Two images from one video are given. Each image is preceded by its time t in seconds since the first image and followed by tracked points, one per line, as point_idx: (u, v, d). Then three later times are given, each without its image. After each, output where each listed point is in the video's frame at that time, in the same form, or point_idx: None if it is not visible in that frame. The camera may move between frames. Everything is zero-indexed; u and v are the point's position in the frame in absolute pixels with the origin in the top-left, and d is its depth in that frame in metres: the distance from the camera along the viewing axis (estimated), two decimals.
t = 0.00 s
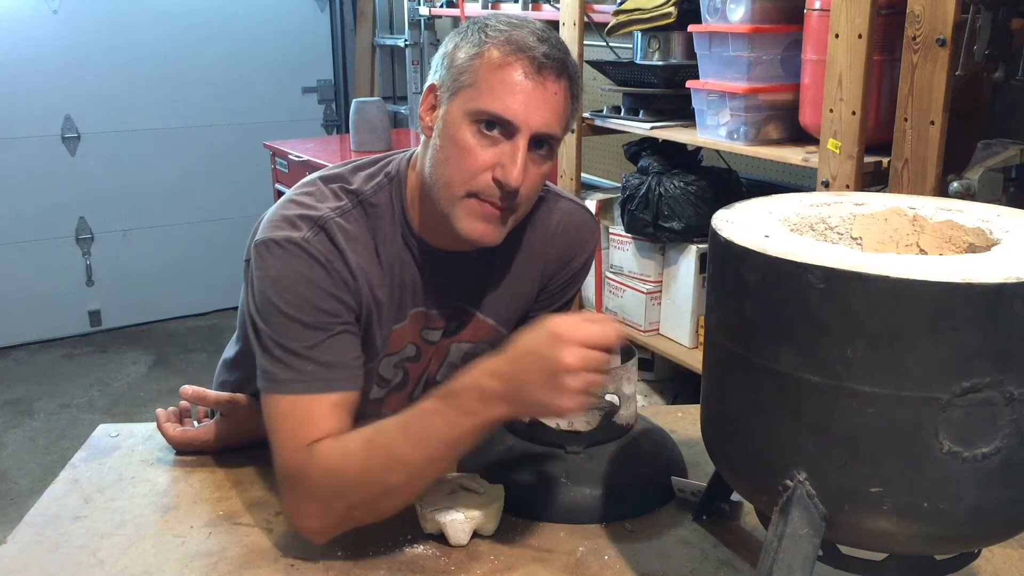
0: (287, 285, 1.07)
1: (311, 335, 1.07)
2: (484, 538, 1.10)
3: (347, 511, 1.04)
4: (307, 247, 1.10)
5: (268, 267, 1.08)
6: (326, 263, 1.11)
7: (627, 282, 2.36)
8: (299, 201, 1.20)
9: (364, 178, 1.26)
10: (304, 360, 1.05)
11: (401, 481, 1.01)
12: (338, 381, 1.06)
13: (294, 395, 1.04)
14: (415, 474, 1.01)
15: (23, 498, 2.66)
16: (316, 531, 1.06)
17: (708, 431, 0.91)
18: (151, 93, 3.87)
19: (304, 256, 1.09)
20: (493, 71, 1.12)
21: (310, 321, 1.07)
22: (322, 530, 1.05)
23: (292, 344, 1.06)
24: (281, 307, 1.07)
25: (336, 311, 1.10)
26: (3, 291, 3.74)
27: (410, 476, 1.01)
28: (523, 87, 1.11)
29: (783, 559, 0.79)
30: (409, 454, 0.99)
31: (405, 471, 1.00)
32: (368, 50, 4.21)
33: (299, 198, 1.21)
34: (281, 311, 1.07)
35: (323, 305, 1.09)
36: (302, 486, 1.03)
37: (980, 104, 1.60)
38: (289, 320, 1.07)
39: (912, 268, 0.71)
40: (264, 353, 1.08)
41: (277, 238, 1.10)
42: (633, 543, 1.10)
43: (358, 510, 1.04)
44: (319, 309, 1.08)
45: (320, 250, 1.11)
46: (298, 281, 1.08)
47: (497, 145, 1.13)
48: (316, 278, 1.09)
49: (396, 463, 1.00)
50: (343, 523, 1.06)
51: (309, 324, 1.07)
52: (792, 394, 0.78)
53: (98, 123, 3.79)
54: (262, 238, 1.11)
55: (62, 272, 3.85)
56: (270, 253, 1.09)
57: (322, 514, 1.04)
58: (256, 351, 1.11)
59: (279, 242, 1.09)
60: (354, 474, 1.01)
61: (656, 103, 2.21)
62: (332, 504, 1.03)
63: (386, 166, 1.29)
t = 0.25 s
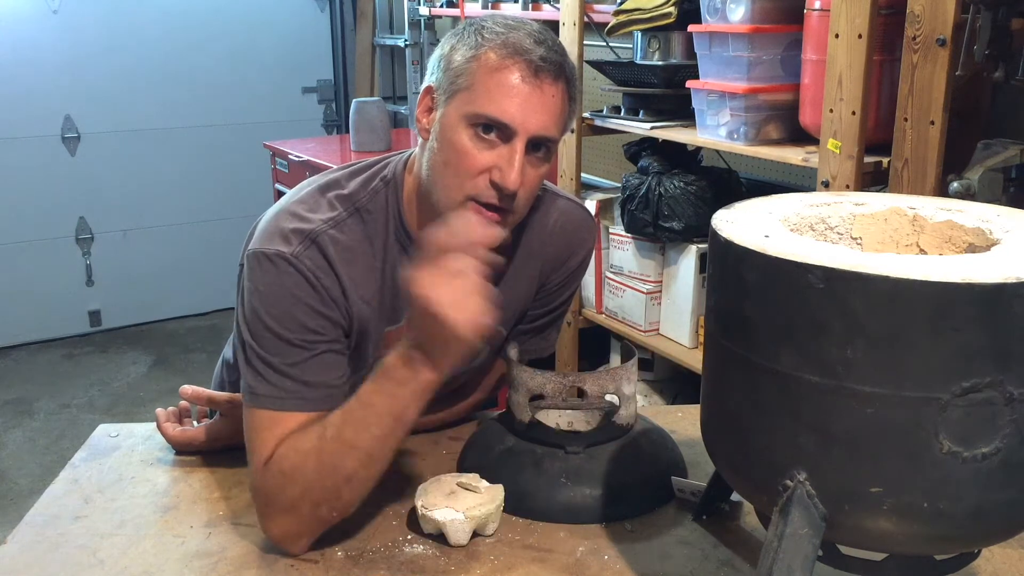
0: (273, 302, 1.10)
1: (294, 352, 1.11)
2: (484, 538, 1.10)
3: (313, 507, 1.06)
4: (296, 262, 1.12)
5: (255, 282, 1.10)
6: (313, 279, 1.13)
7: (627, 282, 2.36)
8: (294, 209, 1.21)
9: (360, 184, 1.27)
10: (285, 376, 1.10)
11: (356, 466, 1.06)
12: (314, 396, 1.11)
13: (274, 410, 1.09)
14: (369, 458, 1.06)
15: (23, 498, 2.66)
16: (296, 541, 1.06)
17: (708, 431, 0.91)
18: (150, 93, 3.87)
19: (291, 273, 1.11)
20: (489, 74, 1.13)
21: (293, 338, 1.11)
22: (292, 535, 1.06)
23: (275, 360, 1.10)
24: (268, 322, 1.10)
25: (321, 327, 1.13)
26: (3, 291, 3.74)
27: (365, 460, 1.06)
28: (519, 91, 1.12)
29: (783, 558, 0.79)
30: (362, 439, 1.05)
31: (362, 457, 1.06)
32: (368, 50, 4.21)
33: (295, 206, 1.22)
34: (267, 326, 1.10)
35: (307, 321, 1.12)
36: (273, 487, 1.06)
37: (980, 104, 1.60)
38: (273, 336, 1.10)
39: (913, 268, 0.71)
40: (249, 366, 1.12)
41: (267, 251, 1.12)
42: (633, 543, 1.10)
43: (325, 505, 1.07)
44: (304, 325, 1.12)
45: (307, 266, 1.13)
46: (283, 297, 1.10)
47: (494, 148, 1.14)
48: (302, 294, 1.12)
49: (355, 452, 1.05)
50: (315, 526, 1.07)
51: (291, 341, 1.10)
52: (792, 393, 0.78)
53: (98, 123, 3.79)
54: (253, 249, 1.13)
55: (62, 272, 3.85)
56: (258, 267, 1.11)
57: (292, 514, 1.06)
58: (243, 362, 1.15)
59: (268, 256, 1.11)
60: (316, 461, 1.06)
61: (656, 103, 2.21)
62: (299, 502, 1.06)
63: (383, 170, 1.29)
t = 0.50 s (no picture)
0: (272, 303, 1.14)
1: (290, 351, 1.15)
2: (484, 538, 1.10)
3: (306, 497, 1.08)
4: (295, 263, 1.14)
5: (254, 284, 1.13)
6: (312, 280, 1.15)
7: (627, 282, 2.36)
8: (294, 208, 1.22)
9: (359, 185, 1.28)
10: (282, 374, 1.14)
11: (342, 451, 1.07)
12: (309, 393, 1.16)
13: (271, 407, 1.13)
14: (351, 438, 1.06)
15: (23, 498, 2.66)
16: (296, 536, 1.07)
17: (708, 431, 0.91)
18: (150, 93, 3.87)
19: (290, 274, 1.14)
20: (489, 72, 1.12)
21: (290, 339, 1.15)
22: (291, 529, 1.07)
23: (271, 358, 1.14)
24: (266, 323, 1.14)
25: (318, 327, 1.17)
26: (3, 291, 3.74)
27: (349, 441, 1.06)
28: (518, 88, 1.11)
29: (783, 559, 0.79)
30: (340, 420, 1.05)
31: (347, 439, 1.06)
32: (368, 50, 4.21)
33: (295, 204, 1.23)
34: (265, 327, 1.14)
35: (304, 320, 1.15)
36: (266, 484, 1.09)
37: (980, 104, 1.60)
38: (270, 336, 1.14)
39: (913, 268, 0.71)
40: (247, 364, 1.16)
41: (267, 252, 1.14)
42: (633, 543, 1.10)
43: (317, 493, 1.08)
44: (301, 325, 1.15)
45: (307, 267, 1.15)
46: (282, 299, 1.14)
47: (494, 145, 1.13)
48: (300, 296, 1.15)
49: (336, 432, 1.05)
50: (312, 517, 1.08)
51: (286, 341, 1.15)
52: (792, 394, 0.78)
53: (98, 123, 3.78)
54: (253, 249, 1.16)
55: (62, 272, 3.85)
56: (257, 268, 1.14)
57: (285, 507, 1.07)
58: (242, 358, 1.19)
59: (267, 257, 1.14)
60: (302, 453, 1.08)
61: (656, 103, 2.21)
62: (290, 494, 1.08)
63: (382, 170, 1.31)
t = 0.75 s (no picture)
0: (268, 304, 1.15)
1: (286, 352, 1.16)
2: (484, 538, 1.10)
3: (297, 494, 1.07)
4: (290, 265, 1.16)
5: (251, 285, 1.14)
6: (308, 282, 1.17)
7: (627, 282, 2.36)
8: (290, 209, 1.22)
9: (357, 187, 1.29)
10: (278, 375, 1.16)
11: (328, 447, 1.07)
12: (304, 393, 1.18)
13: (266, 407, 1.15)
14: (335, 433, 1.06)
15: (23, 498, 2.66)
16: (293, 535, 1.06)
17: (708, 431, 0.91)
18: (150, 93, 3.87)
19: (285, 276, 1.16)
20: (508, 87, 1.12)
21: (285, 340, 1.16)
22: (286, 527, 1.07)
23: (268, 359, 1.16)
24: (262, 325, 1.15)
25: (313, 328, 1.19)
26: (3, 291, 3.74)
27: (334, 436, 1.06)
28: (538, 104, 1.12)
29: (783, 559, 0.79)
30: (322, 416, 1.05)
31: (330, 434, 1.06)
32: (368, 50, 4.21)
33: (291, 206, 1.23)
34: (261, 329, 1.15)
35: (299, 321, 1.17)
36: (257, 484, 1.10)
37: (980, 104, 1.60)
38: (266, 337, 1.15)
39: (913, 268, 0.71)
40: (243, 364, 1.17)
41: (263, 253, 1.15)
42: (633, 543, 1.10)
43: (307, 491, 1.08)
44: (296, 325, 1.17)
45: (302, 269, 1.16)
46: (277, 300, 1.15)
47: (515, 161, 1.13)
48: (296, 297, 1.16)
49: (319, 429, 1.06)
50: (307, 516, 1.07)
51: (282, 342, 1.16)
52: (792, 394, 0.78)
53: (98, 123, 3.78)
54: (249, 249, 1.17)
55: (62, 272, 3.85)
56: (253, 269, 1.15)
57: (277, 506, 1.08)
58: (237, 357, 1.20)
59: (263, 258, 1.15)
60: (287, 452, 1.08)
61: (656, 103, 2.21)
62: (281, 493, 1.08)
63: (378, 173, 1.32)
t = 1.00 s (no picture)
0: (270, 306, 1.14)
1: (287, 354, 1.16)
2: (484, 538, 1.10)
3: (298, 495, 1.08)
4: (292, 266, 1.15)
5: (253, 287, 1.14)
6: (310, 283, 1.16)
7: (627, 282, 2.36)
8: (291, 210, 1.22)
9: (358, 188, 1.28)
10: (280, 376, 1.16)
11: (326, 447, 1.09)
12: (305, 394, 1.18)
13: (268, 408, 1.15)
14: (334, 434, 1.09)
15: (23, 498, 2.66)
16: (294, 536, 1.06)
17: (708, 432, 0.91)
18: (150, 93, 3.87)
19: (287, 277, 1.15)
20: (507, 93, 1.12)
21: (287, 342, 1.16)
22: (287, 528, 1.07)
23: (270, 361, 1.16)
24: (264, 327, 1.15)
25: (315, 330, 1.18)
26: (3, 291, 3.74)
27: (332, 436, 1.09)
28: (538, 110, 1.12)
29: (783, 559, 0.79)
30: (321, 414, 1.08)
31: (329, 434, 1.09)
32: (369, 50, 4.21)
33: (292, 207, 1.22)
34: (263, 331, 1.15)
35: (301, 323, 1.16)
36: (257, 486, 1.10)
37: (980, 104, 1.59)
38: (268, 339, 1.15)
39: (913, 269, 0.71)
40: (245, 365, 1.17)
41: (264, 255, 1.15)
42: (633, 543, 1.10)
43: (308, 492, 1.08)
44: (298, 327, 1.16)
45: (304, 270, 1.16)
46: (279, 301, 1.14)
47: (514, 167, 1.13)
48: (297, 299, 1.16)
49: (318, 428, 1.08)
50: (308, 518, 1.07)
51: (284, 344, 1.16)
52: (792, 394, 0.78)
53: (98, 123, 3.78)
54: (251, 250, 1.16)
55: (62, 272, 3.85)
56: (255, 270, 1.14)
57: (278, 507, 1.08)
58: (238, 358, 1.20)
59: (264, 259, 1.15)
60: (287, 453, 1.10)
61: (656, 103, 2.21)
62: (281, 495, 1.08)
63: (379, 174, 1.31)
